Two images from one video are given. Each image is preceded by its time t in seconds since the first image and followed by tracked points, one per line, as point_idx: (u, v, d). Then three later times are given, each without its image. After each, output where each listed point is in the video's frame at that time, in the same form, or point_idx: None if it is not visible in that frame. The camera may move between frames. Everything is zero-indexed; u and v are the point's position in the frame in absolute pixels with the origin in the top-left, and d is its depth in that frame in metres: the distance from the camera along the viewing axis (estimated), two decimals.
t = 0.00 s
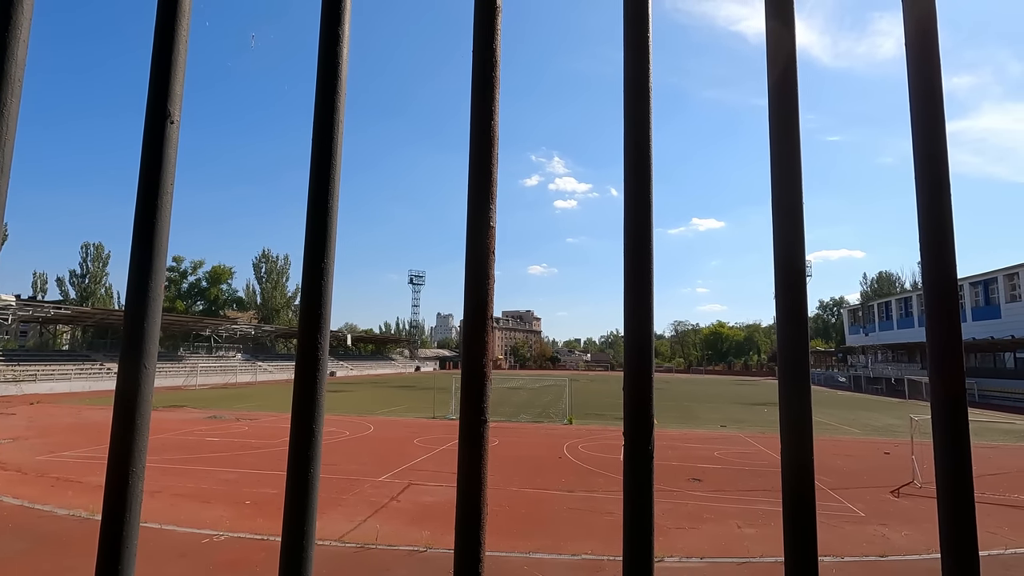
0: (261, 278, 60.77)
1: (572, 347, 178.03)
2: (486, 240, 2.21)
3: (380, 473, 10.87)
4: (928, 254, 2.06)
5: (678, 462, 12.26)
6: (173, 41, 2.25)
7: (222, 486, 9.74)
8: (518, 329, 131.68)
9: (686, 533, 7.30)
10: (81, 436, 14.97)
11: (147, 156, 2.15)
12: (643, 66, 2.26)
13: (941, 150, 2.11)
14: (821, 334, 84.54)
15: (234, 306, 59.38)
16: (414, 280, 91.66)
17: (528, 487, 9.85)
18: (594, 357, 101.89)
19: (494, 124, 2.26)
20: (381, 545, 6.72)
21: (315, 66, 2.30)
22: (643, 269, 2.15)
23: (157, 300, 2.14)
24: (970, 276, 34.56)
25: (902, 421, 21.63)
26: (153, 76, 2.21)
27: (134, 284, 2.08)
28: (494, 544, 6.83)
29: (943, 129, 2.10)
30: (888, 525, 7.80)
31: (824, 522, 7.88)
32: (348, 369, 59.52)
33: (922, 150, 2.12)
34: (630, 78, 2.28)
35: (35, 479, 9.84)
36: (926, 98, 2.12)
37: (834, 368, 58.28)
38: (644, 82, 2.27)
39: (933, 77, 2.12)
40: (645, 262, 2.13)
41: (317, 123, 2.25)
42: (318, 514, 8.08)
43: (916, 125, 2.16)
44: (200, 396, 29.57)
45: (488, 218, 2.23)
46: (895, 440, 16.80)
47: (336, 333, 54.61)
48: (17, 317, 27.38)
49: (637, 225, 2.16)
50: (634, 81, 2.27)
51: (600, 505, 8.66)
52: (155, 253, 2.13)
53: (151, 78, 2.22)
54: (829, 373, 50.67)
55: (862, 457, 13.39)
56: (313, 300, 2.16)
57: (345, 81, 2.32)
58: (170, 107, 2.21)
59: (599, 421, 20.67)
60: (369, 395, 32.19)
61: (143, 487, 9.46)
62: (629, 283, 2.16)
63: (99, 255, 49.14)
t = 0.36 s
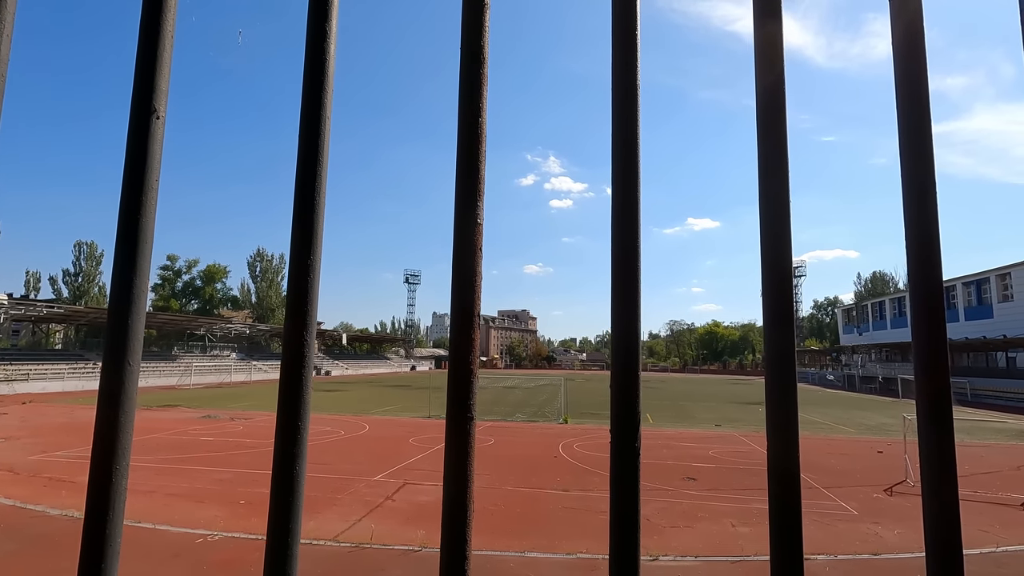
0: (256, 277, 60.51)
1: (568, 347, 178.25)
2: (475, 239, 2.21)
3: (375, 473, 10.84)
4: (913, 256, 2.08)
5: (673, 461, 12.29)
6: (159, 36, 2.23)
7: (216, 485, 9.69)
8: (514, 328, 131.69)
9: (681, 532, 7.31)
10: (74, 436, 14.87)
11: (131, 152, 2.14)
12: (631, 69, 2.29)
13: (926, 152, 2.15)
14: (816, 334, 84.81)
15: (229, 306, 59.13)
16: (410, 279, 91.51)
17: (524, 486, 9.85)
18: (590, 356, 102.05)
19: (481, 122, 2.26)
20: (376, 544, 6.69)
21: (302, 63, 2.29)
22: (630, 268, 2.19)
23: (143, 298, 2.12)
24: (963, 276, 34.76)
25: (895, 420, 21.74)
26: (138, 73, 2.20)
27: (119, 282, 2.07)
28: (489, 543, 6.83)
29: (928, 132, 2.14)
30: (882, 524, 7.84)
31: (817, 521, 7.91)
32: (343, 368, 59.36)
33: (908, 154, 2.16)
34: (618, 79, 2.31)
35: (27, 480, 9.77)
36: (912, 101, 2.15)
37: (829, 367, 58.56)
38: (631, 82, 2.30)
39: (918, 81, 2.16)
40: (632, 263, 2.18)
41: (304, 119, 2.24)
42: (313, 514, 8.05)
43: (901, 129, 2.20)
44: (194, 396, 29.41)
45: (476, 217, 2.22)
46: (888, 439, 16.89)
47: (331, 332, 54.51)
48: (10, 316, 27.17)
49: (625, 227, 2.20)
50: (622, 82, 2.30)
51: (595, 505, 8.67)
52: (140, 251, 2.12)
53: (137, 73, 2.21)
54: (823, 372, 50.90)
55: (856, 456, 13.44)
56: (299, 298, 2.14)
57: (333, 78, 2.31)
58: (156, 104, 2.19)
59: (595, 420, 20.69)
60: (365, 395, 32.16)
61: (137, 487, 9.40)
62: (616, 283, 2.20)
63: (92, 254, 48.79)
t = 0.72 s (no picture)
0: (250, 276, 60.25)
1: (563, 346, 178.17)
2: (464, 237, 2.22)
3: (370, 472, 10.81)
4: (898, 257, 2.12)
5: (667, 460, 12.33)
6: (146, 33, 2.22)
7: (210, 485, 9.65)
8: (509, 327, 131.72)
9: (675, 530, 7.34)
10: (66, 436, 14.75)
11: (118, 147, 2.12)
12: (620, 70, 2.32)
13: (912, 154, 2.19)
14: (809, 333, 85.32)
15: (223, 304, 58.81)
16: (404, 278, 91.29)
17: (519, 485, 9.86)
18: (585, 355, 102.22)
19: (470, 117, 2.27)
20: (370, 544, 6.67)
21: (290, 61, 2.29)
22: (619, 267, 2.21)
23: (130, 294, 2.11)
24: (955, 276, 35.05)
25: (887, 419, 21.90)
26: (125, 67, 2.19)
27: (105, 279, 2.06)
28: (483, 542, 6.83)
29: (915, 136, 2.17)
30: (873, 521, 7.90)
31: (809, 519, 7.96)
32: (338, 368, 59.20)
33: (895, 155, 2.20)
34: (608, 77, 2.34)
35: (18, 480, 9.69)
36: (899, 105, 2.18)
37: (822, 366, 58.93)
38: (620, 84, 2.32)
39: (906, 86, 2.19)
40: (621, 262, 2.20)
41: (293, 118, 2.24)
42: (308, 513, 8.03)
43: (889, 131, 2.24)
44: (187, 395, 29.24)
45: (465, 215, 2.23)
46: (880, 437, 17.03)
47: (326, 331, 54.36)
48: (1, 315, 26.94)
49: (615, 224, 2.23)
50: (612, 83, 2.32)
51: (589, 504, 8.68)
52: (127, 247, 2.11)
53: (123, 67, 2.20)
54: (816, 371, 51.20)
55: (848, 455, 13.52)
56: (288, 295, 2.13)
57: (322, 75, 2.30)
58: (143, 100, 2.18)
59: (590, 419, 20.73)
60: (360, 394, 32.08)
61: (130, 487, 9.34)
62: (606, 282, 2.22)
63: (84, 252, 48.42)
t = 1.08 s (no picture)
0: (244, 275, 59.91)
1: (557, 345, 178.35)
2: (457, 236, 2.21)
3: (364, 472, 10.79)
4: (889, 259, 2.15)
5: (661, 459, 12.36)
6: (135, 25, 2.20)
7: (202, 485, 9.60)
8: (503, 326, 131.93)
9: (669, 529, 7.36)
10: (57, 435, 14.61)
11: (106, 140, 2.10)
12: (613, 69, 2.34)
13: (902, 155, 2.21)
14: (802, 332, 85.74)
15: (216, 303, 58.41)
16: (399, 277, 91.00)
17: (513, 484, 9.87)
18: (579, 355, 102.45)
19: (463, 113, 2.26)
20: (364, 544, 6.64)
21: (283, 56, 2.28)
22: (611, 265, 2.22)
23: (119, 288, 2.10)
24: (946, 276, 35.33)
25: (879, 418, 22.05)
26: (115, 57, 2.16)
27: (93, 273, 2.03)
28: (478, 541, 6.82)
29: (905, 139, 2.21)
30: (865, 519, 7.95)
31: (802, 517, 8.00)
32: (332, 367, 59.00)
33: (887, 157, 2.23)
34: (601, 74, 2.36)
35: (8, 480, 9.58)
36: (890, 108, 2.22)
37: (815, 365, 59.24)
38: (614, 84, 2.34)
39: (896, 89, 2.23)
40: (616, 259, 2.21)
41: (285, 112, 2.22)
42: (301, 513, 7.99)
43: (881, 132, 2.26)
44: (180, 394, 29.01)
45: (458, 211, 2.23)
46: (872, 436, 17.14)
47: (320, 331, 54.13)
48: None
49: (609, 223, 2.24)
50: (605, 82, 2.34)
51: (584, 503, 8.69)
52: (116, 239, 2.08)
53: (112, 58, 2.17)
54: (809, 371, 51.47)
55: (840, 453, 13.60)
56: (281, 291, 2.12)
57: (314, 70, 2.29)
58: (133, 91, 2.16)
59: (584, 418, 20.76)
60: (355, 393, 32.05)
61: (121, 486, 9.26)
62: (600, 278, 2.23)
63: (75, 250, 47.96)
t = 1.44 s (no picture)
0: (237, 274, 59.52)
1: (552, 344, 178.39)
2: (444, 232, 2.17)
3: (357, 472, 10.72)
4: (881, 257, 2.14)
5: (655, 458, 12.35)
6: (114, 13, 2.15)
7: (194, 485, 9.50)
8: (498, 326, 131.85)
9: (662, 528, 7.34)
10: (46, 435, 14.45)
11: (84, 129, 2.05)
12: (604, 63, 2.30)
13: (895, 154, 2.20)
14: (795, 332, 86.09)
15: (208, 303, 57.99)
16: (393, 277, 90.66)
17: (507, 484, 9.83)
18: (574, 355, 102.46)
19: (451, 107, 2.22)
20: (357, 543, 6.58)
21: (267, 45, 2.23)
22: (601, 263, 2.19)
23: (97, 282, 2.04)
24: (937, 276, 35.57)
25: (871, 417, 22.16)
26: (93, 45, 2.11)
27: (71, 267, 1.98)
28: (471, 541, 6.77)
29: (899, 137, 2.19)
30: (857, 518, 7.97)
31: (795, 515, 8.00)
32: (325, 366, 58.69)
33: (880, 154, 2.21)
34: (591, 68, 2.33)
35: None
36: (883, 105, 2.20)
37: (808, 365, 59.52)
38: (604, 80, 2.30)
39: (889, 87, 2.21)
40: (605, 256, 2.19)
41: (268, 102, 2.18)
42: (294, 513, 7.91)
43: (872, 129, 2.24)
44: (172, 394, 28.84)
45: (446, 206, 2.19)
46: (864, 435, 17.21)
47: (314, 330, 53.85)
48: None
49: (598, 220, 2.22)
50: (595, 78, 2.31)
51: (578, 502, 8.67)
52: (94, 231, 2.03)
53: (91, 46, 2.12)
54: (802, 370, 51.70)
55: (833, 453, 13.64)
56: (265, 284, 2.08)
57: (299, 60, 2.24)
58: (112, 80, 2.11)
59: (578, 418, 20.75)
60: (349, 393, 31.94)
61: (111, 487, 9.15)
62: (589, 274, 2.20)
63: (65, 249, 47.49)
